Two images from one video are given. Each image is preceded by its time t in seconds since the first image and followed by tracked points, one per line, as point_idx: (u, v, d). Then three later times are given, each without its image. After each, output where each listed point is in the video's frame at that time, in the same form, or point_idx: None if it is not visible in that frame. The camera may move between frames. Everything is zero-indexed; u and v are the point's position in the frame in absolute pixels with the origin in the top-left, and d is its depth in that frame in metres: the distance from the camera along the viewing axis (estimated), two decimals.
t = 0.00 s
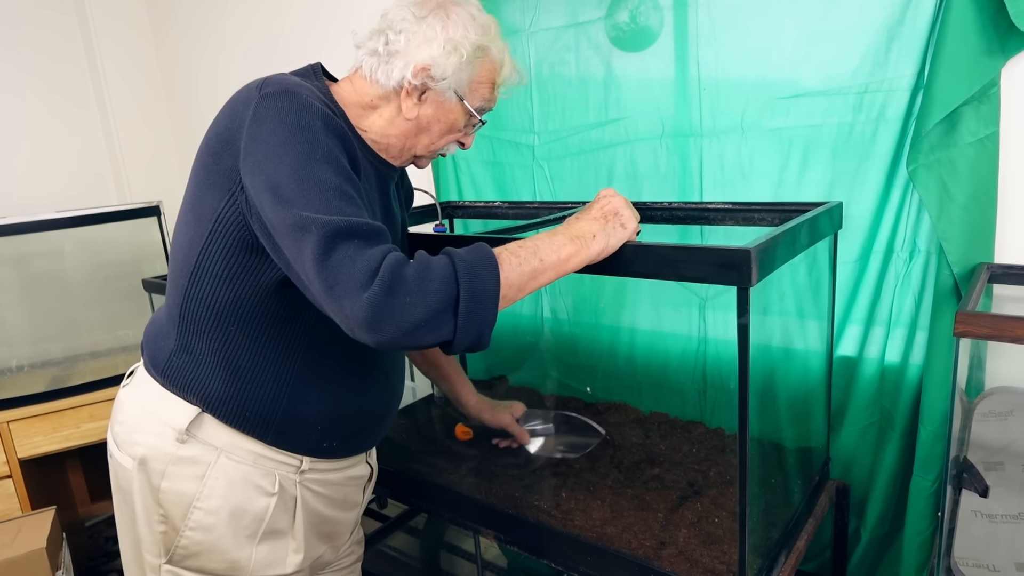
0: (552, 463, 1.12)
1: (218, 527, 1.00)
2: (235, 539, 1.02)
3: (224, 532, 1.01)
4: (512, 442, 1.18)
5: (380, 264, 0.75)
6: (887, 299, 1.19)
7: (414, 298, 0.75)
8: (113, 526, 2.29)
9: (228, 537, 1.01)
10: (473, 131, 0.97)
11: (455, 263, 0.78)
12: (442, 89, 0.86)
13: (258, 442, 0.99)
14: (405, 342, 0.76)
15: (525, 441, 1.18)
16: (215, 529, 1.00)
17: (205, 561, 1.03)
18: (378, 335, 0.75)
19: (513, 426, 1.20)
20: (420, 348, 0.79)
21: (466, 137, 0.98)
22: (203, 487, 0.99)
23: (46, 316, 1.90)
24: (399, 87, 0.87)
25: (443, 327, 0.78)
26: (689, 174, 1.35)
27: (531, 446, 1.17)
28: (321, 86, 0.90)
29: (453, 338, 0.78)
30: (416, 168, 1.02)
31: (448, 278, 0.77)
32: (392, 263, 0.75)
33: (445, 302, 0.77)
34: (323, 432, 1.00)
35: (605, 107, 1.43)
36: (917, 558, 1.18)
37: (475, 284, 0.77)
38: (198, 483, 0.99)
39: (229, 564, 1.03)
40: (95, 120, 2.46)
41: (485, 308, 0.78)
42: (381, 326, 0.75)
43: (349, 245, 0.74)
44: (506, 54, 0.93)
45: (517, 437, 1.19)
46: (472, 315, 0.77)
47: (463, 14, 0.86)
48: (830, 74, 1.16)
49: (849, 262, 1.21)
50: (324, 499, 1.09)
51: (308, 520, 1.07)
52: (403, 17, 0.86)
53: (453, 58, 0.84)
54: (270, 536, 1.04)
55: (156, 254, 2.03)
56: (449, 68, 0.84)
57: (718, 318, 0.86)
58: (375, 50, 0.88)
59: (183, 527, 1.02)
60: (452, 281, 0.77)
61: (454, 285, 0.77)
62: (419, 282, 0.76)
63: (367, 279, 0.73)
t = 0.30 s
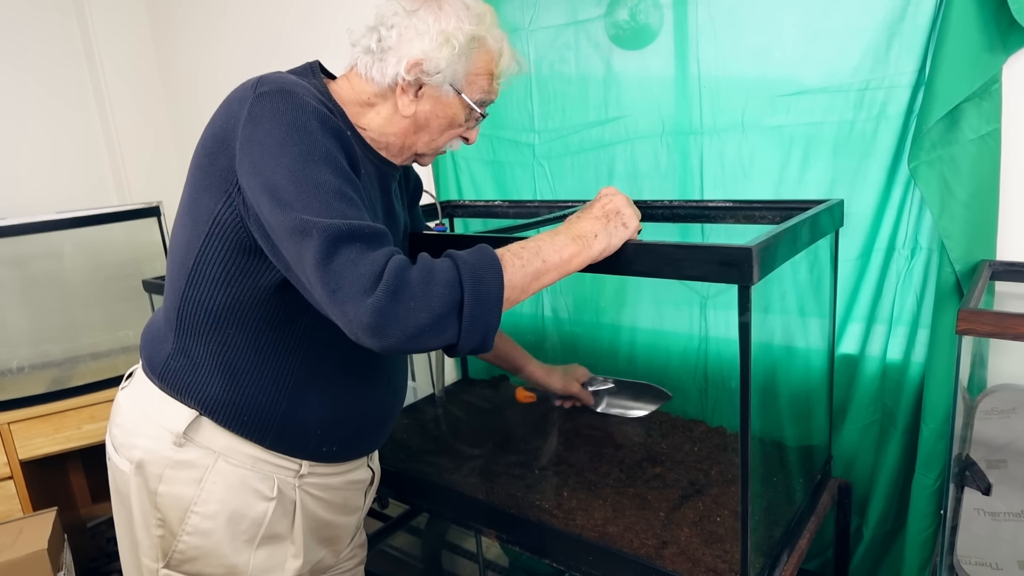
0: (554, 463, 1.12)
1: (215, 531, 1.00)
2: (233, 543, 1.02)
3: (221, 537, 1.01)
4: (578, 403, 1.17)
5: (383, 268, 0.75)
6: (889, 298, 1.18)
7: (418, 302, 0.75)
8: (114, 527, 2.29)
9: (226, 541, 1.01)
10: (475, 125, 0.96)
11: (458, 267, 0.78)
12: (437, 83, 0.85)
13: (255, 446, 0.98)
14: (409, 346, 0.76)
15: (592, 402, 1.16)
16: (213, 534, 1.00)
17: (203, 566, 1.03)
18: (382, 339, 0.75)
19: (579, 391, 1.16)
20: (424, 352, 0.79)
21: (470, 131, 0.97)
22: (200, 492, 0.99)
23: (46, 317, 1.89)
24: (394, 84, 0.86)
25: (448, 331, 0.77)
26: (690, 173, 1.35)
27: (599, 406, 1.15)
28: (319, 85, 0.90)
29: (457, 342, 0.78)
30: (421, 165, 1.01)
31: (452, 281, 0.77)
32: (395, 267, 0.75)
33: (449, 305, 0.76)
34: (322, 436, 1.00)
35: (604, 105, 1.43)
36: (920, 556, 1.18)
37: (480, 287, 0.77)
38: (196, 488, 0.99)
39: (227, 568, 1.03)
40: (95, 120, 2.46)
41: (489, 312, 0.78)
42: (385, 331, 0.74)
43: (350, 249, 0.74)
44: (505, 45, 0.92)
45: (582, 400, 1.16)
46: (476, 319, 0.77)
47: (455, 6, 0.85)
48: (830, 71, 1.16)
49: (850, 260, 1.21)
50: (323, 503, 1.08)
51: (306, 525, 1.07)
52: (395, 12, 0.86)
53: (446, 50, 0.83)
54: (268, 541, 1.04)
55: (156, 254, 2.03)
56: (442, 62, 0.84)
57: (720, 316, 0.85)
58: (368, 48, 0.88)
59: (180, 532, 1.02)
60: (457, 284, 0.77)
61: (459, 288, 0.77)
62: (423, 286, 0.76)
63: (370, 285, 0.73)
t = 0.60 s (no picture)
0: (556, 460, 1.12)
1: (207, 529, 1.00)
2: (224, 542, 1.02)
3: (213, 535, 1.01)
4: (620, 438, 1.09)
5: (384, 262, 0.74)
6: (891, 295, 1.18)
7: (419, 296, 0.75)
8: (115, 526, 2.29)
9: (219, 540, 1.01)
10: (483, 122, 0.95)
11: (460, 261, 0.78)
12: (441, 76, 0.85)
13: (249, 445, 0.98)
14: (410, 341, 0.76)
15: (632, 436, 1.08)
16: (205, 531, 1.00)
17: (195, 563, 1.03)
18: (383, 333, 0.75)
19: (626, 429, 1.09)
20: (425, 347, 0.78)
21: (477, 128, 0.96)
22: (194, 488, 0.99)
23: (46, 315, 1.89)
24: (398, 79, 0.86)
25: (449, 326, 0.77)
26: (691, 170, 1.34)
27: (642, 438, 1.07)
28: (322, 80, 0.90)
29: (458, 336, 0.78)
30: (429, 161, 1.00)
31: (454, 276, 0.77)
32: (396, 260, 0.75)
33: (450, 300, 0.76)
34: (313, 438, 0.99)
35: (606, 102, 1.42)
36: (922, 553, 1.18)
37: (481, 282, 0.77)
38: (189, 484, 0.99)
39: (218, 567, 1.03)
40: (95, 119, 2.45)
41: (491, 307, 0.78)
42: (386, 324, 0.74)
43: (350, 242, 0.74)
44: (512, 36, 0.90)
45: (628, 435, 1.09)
46: (478, 313, 0.77)
47: None
48: (832, 68, 1.15)
49: (852, 257, 1.20)
50: (318, 506, 1.07)
51: (301, 526, 1.07)
52: (399, 7, 0.86)
53: (449, 42, 0.82)
54: (260, 542, 1.04)
55: (157, 252, 2.03)
56: (445, 54, 0.83)
57: (722, 312, 0.86)
58: (373, 43, 0.88)
59: (173, 528, 1.02)
60: (459, 279, 0.77)
61: (460, 282, 0.77)
62: (425, 279, 0.76)
63: (372, 276, 0.73)
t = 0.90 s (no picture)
0: (558, 458, 1.09)
1: (213, 527, 1.00)
2: (231, 541, 1.02)
3: (220, 533, 1.01)
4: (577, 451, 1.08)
5: (393, 266, 0.74)
6: (893, 294, 1.18)
7: (428, 301, 0.75)
8: (115, 523, 2.28)
9: (224, 538, 1.01)
10: (497, 121, 0.94)
11: (468, 264, 0.77)
12: (455, 73, 0.84)
13: (259, 444, 0.98)
14: (418, 345, 0.76)
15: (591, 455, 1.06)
16: (211, 529, 1.00)
17: (201, 561, 1.04)
18: (392, 338, 0.75)
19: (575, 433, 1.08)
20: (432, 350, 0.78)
21: (492, 126, 0.95)
22: (200, 486, 0.99)
23: (47, 313, 1.90)
24: (411, 76, 0.86)
25: (457, 329, 0.77)
26: (693, 168, 1.34)
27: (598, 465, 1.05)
28: (334, 79, 0.89)
29: (467, 339, 0.78)
30: (448, 161, 1.00)
31: (463, 279, 0.77)
32: (404, 265, 0.74)
33: (459, 304, 0.76)
34: (321, 438, 0.99)
35: (608, 101, 1.42)
36: (923, 553, 1.18)
37: (489, 285, 0.77)
38: (196, 482, 0.99)
39: (224, 566, 1.03)
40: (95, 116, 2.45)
41: (499, 310, 0.77)
42: (394, 330, 0.74)
43: (359, 245, 0.73)
44: (525, 34, 0.89)
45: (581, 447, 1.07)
46: (486, 317, 0.77)
47: None
48: (835, 66, 1.15)
49: (854, 256, 1.20)
50: (325, 505, 1.07)
51: (307, 526, 1.06)
52: (413, 4, 0.86)
53: (463, 38, 0.82)
54: (267, 540, 1.04)
55: (157, 249, 2.04)
56: (460, 50, 0.83)
57: (722, 311, 0.86)
58: (386, 41, 0.88)
59: (179, 526, 1.02)
60: (467, 282, 0.77)
61: (469, 286, 0.77)
62: (433, 284, 0.76)
63: (380, 282, 0.73)
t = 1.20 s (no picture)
0: (558, 458, 1.10)
1: (213, 527, 1.01)
2: (230, 541, 1.02)
3: (220, 533, 1.01)
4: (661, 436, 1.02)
5: (394, 264, 0.75)
6: (892, 295, 1.18)
7: (428, 299, 0.75)
8: (116, 521, 2.28)
9: (224, 538, 1.02)
10: (504, 124, 0.94)
11: (468, 263, 0.78)
12: (461, 77, 0.85)
13: (258, 444, 0.98)
14: (417, 344, 0.76)
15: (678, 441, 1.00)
16: (211, 530, 1.01)
17: (200, 561, 1.04)
18: (391, 336, 0.75)
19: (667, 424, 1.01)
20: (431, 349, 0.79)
21: (499, 130, 0.96)
22: (201, 486, 1.00)
23: (49, 311, 1.91)
24: (419, 82, 0.86)
25: (456, 328, 0.77)
26: (692, 170, 1.35)
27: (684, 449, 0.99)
28: (343, 80, 0.90)
29: (465, 338, 0.78)
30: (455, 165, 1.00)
31: (462, 278, 0.77)
32: (406, 263, 0.75)
33: (458, 303, 0.77)
34: (321, 438, 0.99)
35: (608, 101, 1.42)
36: (921, 553, 1.19)
37: (489, 285, 0.77)
38: (196, 482, 1.00)
39: (224, 566, 1.04)
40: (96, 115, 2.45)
41: (498, 309, 0.78)
42: (394, 327, 0.74)
43: (361, 243, 0.74)
44: (529, 36, 0.89)
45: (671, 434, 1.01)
46: (485, 316, 0.77)
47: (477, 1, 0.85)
48: (834, 69, 1.15)
49: (852, 258, 1.20)
50: (325, 505, 1.08)
51: (306, 526, 1.07)
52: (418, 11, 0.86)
53: (468, 42, 0.83)
54: (267, 540, 1.04)
55: (158, 249, 2.04)
56: (466, 54, 0.83)
57: (722, 312, 0.86)
58: (392, 48, 0.88)
59: (179, 526, 1.02)
60: (467, 281, 0.77)
61: (469, 285, 0.77)
62: (433, 282, 0.76)
63: (381, 280, 0.73)
